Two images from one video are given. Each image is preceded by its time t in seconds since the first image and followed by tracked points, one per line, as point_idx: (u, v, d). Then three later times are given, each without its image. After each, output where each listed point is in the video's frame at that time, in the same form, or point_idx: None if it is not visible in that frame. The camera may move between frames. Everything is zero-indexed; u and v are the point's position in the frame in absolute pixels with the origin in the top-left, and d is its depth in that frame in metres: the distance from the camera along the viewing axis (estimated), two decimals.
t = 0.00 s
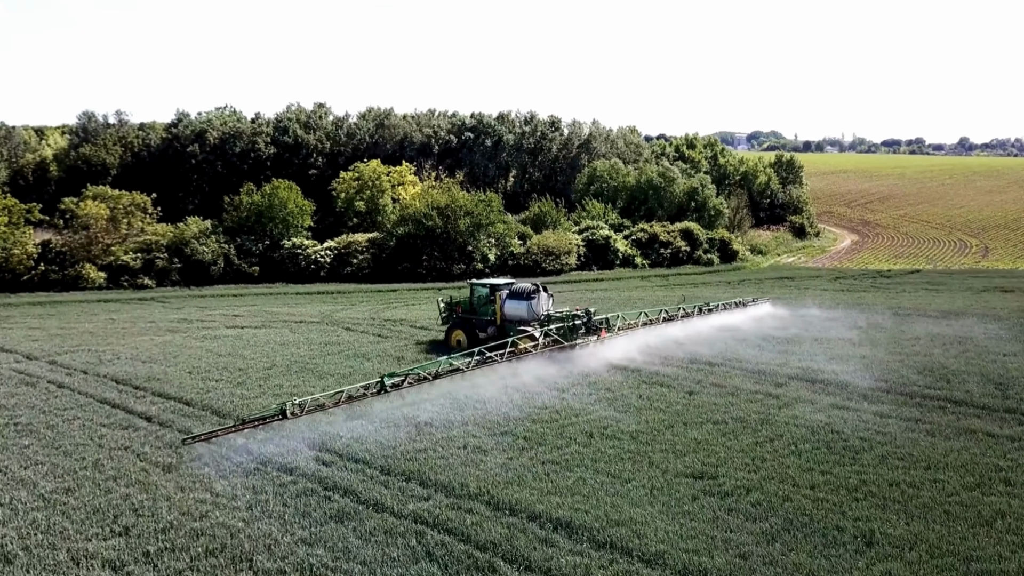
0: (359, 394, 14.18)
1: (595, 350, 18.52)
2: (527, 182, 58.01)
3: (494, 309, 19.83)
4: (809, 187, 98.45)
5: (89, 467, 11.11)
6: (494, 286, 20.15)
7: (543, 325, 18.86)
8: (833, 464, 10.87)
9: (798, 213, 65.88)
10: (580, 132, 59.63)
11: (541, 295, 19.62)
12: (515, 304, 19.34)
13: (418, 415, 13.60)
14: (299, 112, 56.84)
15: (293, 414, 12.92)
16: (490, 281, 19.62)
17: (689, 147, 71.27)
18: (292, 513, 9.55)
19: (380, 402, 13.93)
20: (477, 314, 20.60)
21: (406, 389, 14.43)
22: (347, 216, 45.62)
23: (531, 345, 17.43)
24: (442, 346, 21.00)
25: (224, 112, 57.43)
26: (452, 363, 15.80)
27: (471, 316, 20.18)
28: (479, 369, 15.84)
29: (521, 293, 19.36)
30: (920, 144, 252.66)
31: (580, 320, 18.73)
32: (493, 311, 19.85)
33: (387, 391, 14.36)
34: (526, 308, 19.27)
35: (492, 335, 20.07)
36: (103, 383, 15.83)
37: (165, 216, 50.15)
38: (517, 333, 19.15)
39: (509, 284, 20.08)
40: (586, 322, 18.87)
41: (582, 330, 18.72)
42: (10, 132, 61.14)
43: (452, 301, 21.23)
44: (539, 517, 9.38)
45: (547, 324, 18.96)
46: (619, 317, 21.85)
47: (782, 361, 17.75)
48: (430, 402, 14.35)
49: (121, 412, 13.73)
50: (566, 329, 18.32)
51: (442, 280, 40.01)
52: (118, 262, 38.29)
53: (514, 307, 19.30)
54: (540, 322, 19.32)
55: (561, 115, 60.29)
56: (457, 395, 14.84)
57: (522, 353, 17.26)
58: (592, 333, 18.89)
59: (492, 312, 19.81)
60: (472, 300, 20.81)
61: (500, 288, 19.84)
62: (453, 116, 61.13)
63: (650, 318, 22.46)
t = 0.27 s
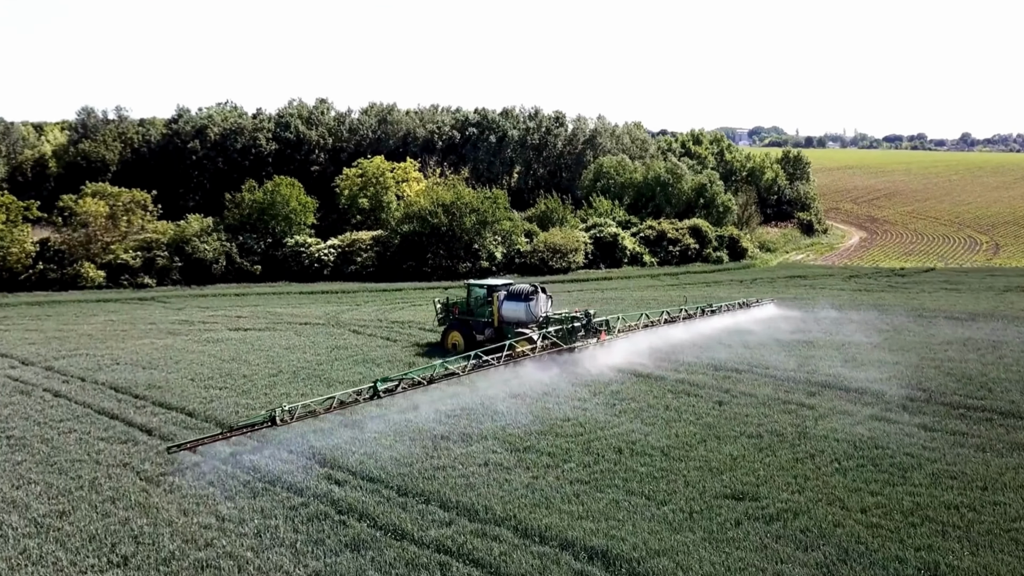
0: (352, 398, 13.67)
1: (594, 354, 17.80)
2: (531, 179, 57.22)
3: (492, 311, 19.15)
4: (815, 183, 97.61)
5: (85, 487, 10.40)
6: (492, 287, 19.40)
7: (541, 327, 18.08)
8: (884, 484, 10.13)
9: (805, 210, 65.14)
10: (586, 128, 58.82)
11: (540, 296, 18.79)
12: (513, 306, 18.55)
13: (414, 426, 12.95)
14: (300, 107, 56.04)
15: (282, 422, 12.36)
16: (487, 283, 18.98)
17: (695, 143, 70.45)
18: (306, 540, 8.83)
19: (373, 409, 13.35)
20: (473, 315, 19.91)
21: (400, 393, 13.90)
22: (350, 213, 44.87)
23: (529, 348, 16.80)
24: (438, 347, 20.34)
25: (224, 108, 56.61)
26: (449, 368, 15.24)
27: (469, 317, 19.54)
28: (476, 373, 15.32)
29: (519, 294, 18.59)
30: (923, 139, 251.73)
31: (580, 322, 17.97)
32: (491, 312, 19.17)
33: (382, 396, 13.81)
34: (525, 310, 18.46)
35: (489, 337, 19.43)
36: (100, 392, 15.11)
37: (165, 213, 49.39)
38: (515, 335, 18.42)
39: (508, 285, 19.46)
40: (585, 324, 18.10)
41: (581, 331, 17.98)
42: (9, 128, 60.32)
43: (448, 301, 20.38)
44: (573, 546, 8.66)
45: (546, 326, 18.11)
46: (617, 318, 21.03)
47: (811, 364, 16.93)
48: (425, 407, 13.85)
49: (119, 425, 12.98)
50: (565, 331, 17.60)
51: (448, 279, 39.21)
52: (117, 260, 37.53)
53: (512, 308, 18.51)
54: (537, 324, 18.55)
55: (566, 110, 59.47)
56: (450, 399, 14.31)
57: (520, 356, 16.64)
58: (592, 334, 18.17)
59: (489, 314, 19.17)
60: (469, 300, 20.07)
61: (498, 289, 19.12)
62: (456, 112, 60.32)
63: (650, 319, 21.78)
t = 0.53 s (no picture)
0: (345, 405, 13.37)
1: (596, 358, 17.15)
2: (537, 175, 56.42)
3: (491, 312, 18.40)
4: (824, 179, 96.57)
5: (82, 511, 9.68)
6: (490, 287, 18.62)
7: (542, 331, 17.33)
8: (944, 509, 9.37)
9: (816, 206, 64.29)
10: (593, 123, 57.93)
11: (539, 297, 18.05)
12: (512, 308, 17.82)
13: (415, 433, 12.40)
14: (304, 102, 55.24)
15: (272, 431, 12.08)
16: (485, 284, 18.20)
17: (704, 139, 69.53)
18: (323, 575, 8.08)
19: (368, 415, 12.98)
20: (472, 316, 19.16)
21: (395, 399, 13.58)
22: (356, 211, 44.15)
23: (528, 353, 16.40)
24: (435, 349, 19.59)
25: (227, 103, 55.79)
26: (446, 373, 14.89)
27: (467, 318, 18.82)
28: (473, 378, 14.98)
29: (519, 296, 17.86)
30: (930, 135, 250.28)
31: (581, 324, 17.19)
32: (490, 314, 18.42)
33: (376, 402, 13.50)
34: (525, 312, 17.73)
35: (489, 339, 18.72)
36: (99, 401, 14.41)
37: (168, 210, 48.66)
38: (515, 339, 17.74)
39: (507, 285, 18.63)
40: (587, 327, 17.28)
41: (583, 335, 17.20)
42: (10, 123, 59.55)
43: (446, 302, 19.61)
44: None
45: (546, 329, 17.41)
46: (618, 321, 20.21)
47: (844, 368, 16.16)
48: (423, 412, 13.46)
49: (119, 438, 12.27)
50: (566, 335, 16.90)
51: (456, 277, 38.41)
52: (119, 259, 36.82)
53: (512, 310, 17.78)
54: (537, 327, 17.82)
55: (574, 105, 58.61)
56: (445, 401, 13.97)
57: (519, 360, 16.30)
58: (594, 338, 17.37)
59: (488, 315, 18.41)
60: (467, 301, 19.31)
61: (497, 289, 18.35)
62: (462, 107, 59.48)
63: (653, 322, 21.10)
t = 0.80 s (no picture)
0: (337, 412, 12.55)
1: (597, 362, 16.38)
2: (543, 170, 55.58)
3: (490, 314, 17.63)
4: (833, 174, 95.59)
5: (76, 539, 8.93)
6: (490, 289, 17.89)
7: (542, 334, 16.68)
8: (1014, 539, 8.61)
9: (826, 202, 63.45)
10: (601, 118, 57.04)
11: (540, 298, 17.27)
12: (511, 309, 17.04)
13: (422, 446, 11.70)
14: (308, 97, 54.43)
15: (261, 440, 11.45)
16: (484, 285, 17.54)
17: (713, 134, 68.63)
18: None
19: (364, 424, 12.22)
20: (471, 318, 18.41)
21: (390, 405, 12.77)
22: (362, 208, 43.37)
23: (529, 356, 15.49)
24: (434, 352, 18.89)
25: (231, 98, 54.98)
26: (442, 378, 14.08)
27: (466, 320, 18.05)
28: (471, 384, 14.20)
29: (518, 297, 17.07)
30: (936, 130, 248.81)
31: (583, 327, 16.38)
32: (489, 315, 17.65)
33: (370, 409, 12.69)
34: (524, 313, 16.95)
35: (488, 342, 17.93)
36: (98, 411, 13.68)
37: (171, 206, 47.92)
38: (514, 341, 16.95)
39: (508, 287, 17.97)
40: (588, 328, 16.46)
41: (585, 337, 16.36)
42: (11, 118, 58.79)
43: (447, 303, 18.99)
44: None
45: (547, 330, 16.77)
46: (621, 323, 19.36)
47: (879, 377, 15.35)
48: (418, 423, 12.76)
49: (118, 454, 11.54)
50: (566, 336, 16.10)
51: (465, 275, 37.66)
52: (121, 256, 36.11)
53: (511, 311, 17.00)
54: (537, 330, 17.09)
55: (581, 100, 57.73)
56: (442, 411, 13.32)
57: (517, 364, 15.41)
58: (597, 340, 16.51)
59: (487, 317, 17.65)
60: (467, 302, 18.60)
61: (496, 290, 17.60)
62: (468, 101, 58.62)
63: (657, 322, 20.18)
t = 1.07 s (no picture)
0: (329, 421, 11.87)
1: (597, 365, 15.65)
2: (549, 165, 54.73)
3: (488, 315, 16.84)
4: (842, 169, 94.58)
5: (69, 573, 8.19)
6: (488, 288, 17.09)
7: (542, 337, 15.99)
8: None
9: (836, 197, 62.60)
10: (609, 112, 56.11)
11: (539, 299, 16.51)
12: (509, 310, 16.25)
13: (438, 464, 10.93)
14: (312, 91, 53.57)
15: (251, 450, 10.85)
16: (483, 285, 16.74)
17: (721, 128, 67.70)
18: None
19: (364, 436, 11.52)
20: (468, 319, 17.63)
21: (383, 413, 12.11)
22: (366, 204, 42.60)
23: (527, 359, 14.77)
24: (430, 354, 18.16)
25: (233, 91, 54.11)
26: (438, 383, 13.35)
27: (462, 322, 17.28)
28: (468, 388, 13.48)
29: (517, 298, 16.27)
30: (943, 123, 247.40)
31: (583, 329, 15.66)
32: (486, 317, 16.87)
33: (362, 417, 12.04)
34: (523, 315, 16.16)
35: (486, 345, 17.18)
36: (94, 422, 12.94)
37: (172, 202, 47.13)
38: (512, 344, 16.21)
39: (506, 287, 17.20)
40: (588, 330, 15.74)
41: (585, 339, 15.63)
42: (11, 113, 57.89)
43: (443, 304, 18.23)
44: None
45: (547, 334, 16.09)
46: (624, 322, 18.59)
47: (914, 385, 14.60)
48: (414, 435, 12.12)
49: (116, 473, 10.80)
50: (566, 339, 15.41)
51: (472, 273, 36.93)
52: (121, 254, 35.36)
53: (509, 313, 16.21)
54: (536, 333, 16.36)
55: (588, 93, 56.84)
56: (446, 424, 12.61)
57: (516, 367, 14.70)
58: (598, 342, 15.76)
59: (484, 318, 16.88)
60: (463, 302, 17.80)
61: (494, 291, 16.81)
62: (473, 95, 57.73)
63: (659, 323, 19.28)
